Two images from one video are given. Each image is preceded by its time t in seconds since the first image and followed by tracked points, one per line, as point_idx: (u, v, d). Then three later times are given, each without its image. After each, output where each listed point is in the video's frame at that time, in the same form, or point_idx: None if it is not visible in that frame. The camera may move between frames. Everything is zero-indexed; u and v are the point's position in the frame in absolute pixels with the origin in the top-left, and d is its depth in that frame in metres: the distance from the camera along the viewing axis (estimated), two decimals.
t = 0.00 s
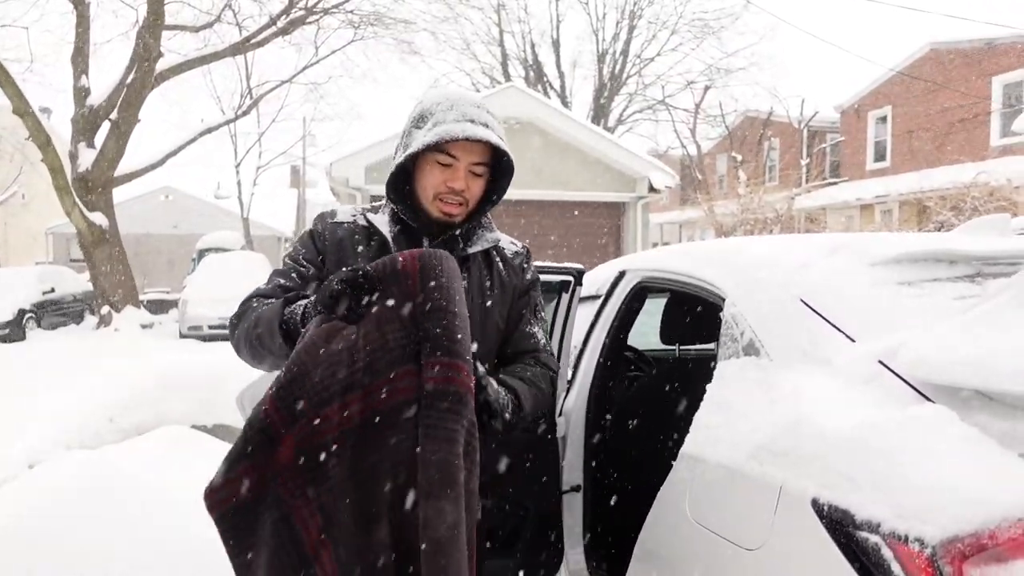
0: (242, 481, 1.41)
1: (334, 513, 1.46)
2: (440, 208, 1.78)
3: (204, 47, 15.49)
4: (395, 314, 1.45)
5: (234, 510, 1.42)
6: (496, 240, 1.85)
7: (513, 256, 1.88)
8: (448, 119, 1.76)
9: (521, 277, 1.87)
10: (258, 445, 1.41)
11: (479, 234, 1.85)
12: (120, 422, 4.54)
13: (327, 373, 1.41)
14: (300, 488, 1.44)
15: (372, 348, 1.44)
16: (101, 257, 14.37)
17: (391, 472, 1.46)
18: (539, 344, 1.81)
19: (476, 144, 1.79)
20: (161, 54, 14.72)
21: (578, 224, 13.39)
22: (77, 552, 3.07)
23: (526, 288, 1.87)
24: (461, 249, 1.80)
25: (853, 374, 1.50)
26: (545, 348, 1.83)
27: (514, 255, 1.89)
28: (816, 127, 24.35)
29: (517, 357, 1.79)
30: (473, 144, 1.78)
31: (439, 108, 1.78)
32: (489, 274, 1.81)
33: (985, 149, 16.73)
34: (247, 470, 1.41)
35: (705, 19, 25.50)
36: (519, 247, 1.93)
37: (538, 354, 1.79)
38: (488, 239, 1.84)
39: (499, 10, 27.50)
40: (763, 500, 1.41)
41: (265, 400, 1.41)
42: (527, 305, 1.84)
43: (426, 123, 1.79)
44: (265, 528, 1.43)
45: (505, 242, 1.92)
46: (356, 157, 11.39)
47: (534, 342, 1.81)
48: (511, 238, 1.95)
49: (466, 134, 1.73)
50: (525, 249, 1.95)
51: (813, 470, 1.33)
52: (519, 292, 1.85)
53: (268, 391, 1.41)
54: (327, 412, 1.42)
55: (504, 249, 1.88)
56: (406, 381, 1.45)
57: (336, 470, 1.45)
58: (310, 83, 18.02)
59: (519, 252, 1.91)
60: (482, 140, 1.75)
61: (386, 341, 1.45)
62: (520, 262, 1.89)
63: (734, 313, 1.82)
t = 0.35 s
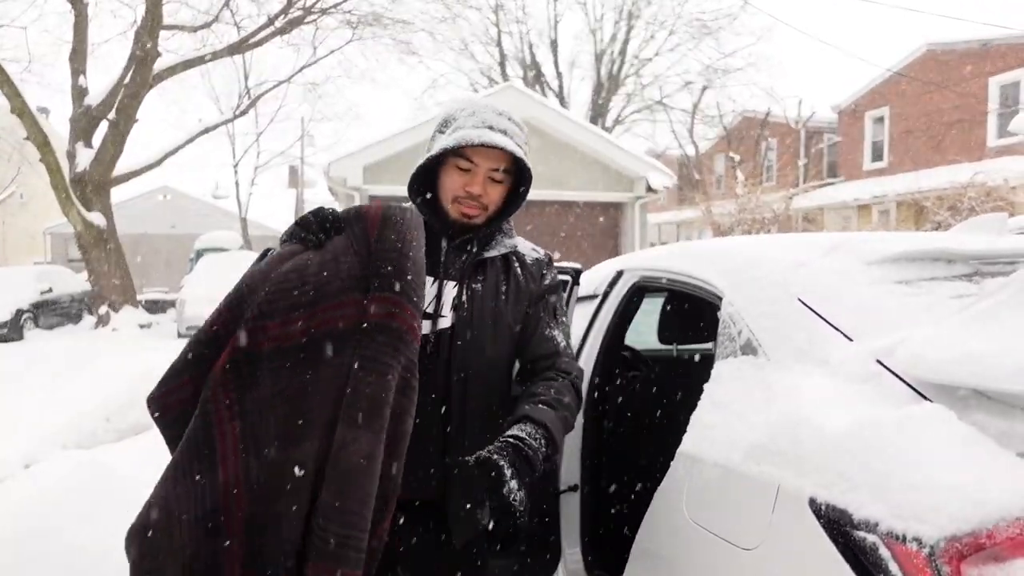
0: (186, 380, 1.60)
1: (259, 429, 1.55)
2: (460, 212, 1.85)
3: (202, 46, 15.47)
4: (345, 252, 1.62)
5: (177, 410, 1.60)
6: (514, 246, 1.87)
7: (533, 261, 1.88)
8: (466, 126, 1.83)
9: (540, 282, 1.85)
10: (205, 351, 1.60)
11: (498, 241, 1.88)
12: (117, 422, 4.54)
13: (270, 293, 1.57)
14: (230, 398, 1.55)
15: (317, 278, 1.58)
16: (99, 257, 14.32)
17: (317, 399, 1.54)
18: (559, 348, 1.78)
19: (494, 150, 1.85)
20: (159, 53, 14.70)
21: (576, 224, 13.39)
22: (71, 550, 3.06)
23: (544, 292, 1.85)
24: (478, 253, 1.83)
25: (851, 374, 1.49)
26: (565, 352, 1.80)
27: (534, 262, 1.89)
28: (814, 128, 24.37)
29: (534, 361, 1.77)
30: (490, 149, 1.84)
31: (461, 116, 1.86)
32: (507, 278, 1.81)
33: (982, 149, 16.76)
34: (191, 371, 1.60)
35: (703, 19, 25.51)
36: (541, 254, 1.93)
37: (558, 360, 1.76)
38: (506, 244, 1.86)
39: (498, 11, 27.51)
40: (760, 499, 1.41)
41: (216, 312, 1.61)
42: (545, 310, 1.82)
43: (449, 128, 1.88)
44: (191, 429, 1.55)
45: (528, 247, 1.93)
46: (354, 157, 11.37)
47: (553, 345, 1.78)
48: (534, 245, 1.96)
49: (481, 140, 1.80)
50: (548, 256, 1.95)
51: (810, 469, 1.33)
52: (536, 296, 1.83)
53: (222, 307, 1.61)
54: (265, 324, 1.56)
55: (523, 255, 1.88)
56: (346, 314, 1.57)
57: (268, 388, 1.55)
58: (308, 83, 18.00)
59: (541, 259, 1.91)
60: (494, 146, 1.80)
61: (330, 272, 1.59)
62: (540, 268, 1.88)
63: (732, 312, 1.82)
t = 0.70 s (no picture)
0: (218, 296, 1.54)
1: (300, 321, 1.47)
2: (467, 200, 1.88)
3: (198, 46, 15.45)
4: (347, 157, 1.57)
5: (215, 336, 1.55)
6: (520, 242, 1.87)
7: (540, 258, 1.86)
8: (472, 116, 1.89)
9: (542, 276, 1.82)
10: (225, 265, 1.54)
11: (504, 236, 1.89)
12: (112, 422, 4.53)
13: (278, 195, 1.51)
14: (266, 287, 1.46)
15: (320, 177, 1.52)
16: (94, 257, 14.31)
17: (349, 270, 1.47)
18: (552, 338, 1.69)
19: (501, 137, 1.88)
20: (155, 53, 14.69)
21: (573, 224, 13.40)
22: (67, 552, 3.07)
23: (546, 286, 1.81)
24: (482, 249, 1.86)
25: (845, 374, 1.50)
26: (560, 343, 1.70)
27: (541, 259, 1.86)
28: (810, 128, 24.43)
29: (523, 352, 1.71)
30: (496, 134, 1.87)
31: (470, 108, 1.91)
32: (508, 274, 1.82)
33: (977, 149, 16.83)
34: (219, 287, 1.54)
35: (700, 20, 25.52)
36: (551, 252, 1.90)
37: (549, 349, 1.66)
38: (511, 240, 1.87)
39: (494, 11, 27.49)
40: (755, 500, 1.41)
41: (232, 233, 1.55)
42: (545, 303, 1.77)
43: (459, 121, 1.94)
44: (240, 322, 1.47)
45: (537, 245, 1.92)
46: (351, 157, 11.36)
47: (546, 335, 1.70)
48: (545, 245, 1.93)
49: (483, 127, 1.85)
50: (562, 256, 1.90)
51: (803, 469, 1.33)
52: (536, 290, 1.79)
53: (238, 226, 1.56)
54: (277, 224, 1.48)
55: (530, 252, 1.87)
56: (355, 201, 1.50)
57: (299, 282, 1.46)
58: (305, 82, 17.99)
59: (550, 256, 1.88)
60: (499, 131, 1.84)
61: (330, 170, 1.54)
62: (547, 264, 1.85)
63: (728, 313, 1.81)
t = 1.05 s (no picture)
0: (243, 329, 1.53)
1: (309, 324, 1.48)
2: (456, 191, 1.88)
3: (195, 45, 15.42)
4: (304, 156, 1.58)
5: (258, 378, 1.50)
6: (510, 236, 1.84)
7: (531, 253, 1.84)
8: (454, 108, 1.92)
9: (535, 273, 1.81)
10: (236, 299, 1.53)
11: (496, 229, 1.86)
12: (107, 422, 4.53)
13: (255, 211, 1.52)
14: (271, 307, 1.48)
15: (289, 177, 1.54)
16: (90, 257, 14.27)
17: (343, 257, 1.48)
18: (541, 339, 1.71)
19: (485, 125, 1.90)
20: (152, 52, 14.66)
21: (571, 224, 13.38)
22: (61, 551, 3.07)
23: (538, 283, 1.80)
24: (474, 245, 1.83)
25: (841, 374, 1.49)
26: (549, 342, 1.72)
27: (533, 254, 1.84)
28: (807, 127, 24.43)
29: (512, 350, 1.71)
30: (478, 122, 1.89)
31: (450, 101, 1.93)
32: (501, 271, 1.80)
33: (975, 148, 16.83)
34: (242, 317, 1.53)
35: (697, 19, 25.50)
36: (542, 247, 1.89)
37: (536, 347, 1.68)
38: (501, 234, 1.85)
39: (491, 10, 27.46)
40: (750, 499, 1.41)
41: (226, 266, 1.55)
42: (535, 301, 1.76)
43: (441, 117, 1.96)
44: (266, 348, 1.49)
45: (527, 239, 1.90)
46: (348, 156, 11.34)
47: (534, 335, 1.71)
48: (535, 239, 1.92)
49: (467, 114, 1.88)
50: (553, 250, 1.90)
51: (796, 469, 1.33)
52: (527, 287, 1.79)
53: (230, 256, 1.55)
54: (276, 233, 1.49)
55: (522, 248, 1.85)
56: (332, 187, 1.52)
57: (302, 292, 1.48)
58: (302, 81, 17.95)
59: (540, 251, 1.86)
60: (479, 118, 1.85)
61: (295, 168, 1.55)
62: (538, 260, 1.84)
63: (723, 312, 1.81)
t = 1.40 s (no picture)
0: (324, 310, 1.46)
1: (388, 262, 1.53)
2: (439, 191, 1.89)
3: (191, 46, 15.39)
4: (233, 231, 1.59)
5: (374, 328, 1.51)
6: (496, 234, 1.89)
7: (516, 253, 1.90)
8: (436, 105, 1.94)
9: (520, 271, 1.87)
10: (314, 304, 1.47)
11: (481, 227, 1.90)
12: (103, 422, 4.52)
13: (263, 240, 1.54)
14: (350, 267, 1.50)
15: (249, 237, 1.60)
16: (85, 257, 14.22)
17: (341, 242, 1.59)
18: (527, 331, 1.77)
19: (466, 125, 1.94)
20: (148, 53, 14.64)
21: (567, 224, 13.39)
22: (58, 550, 3.07)
23: (524, 279, 1.86)
24: (459, 244, 1.85)
25: (833, 374, 1.50)
26: (535, 337, 1.78)
27: (517, 253, 1.91)
28: (802, 129, 24.51)
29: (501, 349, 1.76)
30: (457, 122, 1.93)
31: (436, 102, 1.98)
32: (488, 268, 1.84)
33: (968, 149, 16.91)
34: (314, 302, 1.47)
35: (693, 21, 25.53)
36: (525, 247, 1.94)
37: (526, 341, 1.74)
38: (489, 233, 1.87)
39: (487, 11, 27.42)
40: (742, 499, 1.42)
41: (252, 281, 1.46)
42: (522, 299, 1.82)
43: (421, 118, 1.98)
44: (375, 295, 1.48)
45: (511, 239, 1.95)
46: (344, 156, 11.32)
47: (521, 328, 1.77)
48: (518, 238, 1.97)
49: (450, 112, 1.91)
50: (533, 249, 1.96)
51: (789, 468, 1.34)
52: (513, 284, 1.84)
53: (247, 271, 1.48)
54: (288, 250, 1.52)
55: (506, 246, 1.91)
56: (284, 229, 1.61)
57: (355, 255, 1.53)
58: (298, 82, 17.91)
59: (525, 250, 1.92)
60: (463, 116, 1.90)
61: (247, 232, 1.61)
62: (522, 258, 1.90)
63: (718, 312, 1.82)
